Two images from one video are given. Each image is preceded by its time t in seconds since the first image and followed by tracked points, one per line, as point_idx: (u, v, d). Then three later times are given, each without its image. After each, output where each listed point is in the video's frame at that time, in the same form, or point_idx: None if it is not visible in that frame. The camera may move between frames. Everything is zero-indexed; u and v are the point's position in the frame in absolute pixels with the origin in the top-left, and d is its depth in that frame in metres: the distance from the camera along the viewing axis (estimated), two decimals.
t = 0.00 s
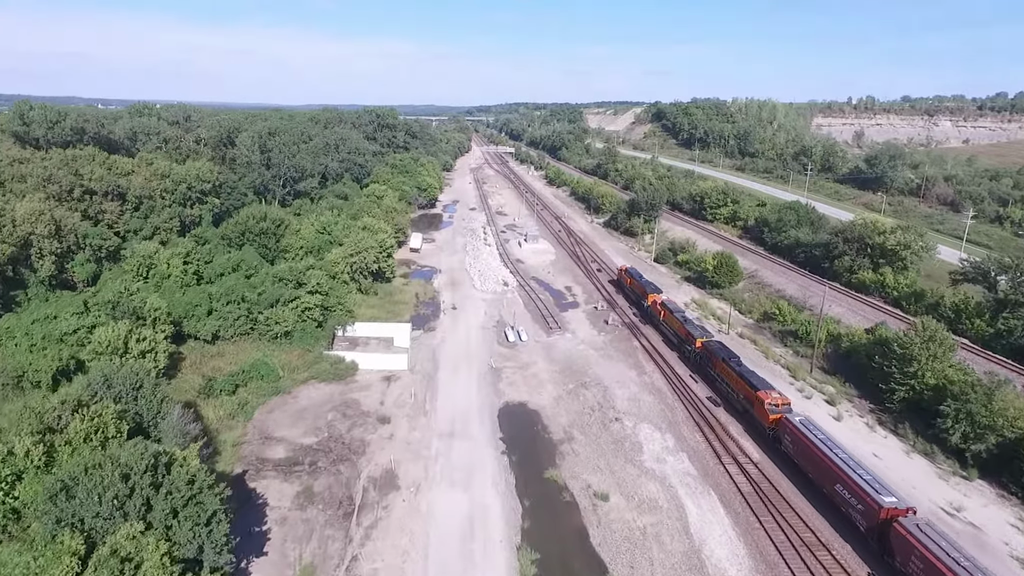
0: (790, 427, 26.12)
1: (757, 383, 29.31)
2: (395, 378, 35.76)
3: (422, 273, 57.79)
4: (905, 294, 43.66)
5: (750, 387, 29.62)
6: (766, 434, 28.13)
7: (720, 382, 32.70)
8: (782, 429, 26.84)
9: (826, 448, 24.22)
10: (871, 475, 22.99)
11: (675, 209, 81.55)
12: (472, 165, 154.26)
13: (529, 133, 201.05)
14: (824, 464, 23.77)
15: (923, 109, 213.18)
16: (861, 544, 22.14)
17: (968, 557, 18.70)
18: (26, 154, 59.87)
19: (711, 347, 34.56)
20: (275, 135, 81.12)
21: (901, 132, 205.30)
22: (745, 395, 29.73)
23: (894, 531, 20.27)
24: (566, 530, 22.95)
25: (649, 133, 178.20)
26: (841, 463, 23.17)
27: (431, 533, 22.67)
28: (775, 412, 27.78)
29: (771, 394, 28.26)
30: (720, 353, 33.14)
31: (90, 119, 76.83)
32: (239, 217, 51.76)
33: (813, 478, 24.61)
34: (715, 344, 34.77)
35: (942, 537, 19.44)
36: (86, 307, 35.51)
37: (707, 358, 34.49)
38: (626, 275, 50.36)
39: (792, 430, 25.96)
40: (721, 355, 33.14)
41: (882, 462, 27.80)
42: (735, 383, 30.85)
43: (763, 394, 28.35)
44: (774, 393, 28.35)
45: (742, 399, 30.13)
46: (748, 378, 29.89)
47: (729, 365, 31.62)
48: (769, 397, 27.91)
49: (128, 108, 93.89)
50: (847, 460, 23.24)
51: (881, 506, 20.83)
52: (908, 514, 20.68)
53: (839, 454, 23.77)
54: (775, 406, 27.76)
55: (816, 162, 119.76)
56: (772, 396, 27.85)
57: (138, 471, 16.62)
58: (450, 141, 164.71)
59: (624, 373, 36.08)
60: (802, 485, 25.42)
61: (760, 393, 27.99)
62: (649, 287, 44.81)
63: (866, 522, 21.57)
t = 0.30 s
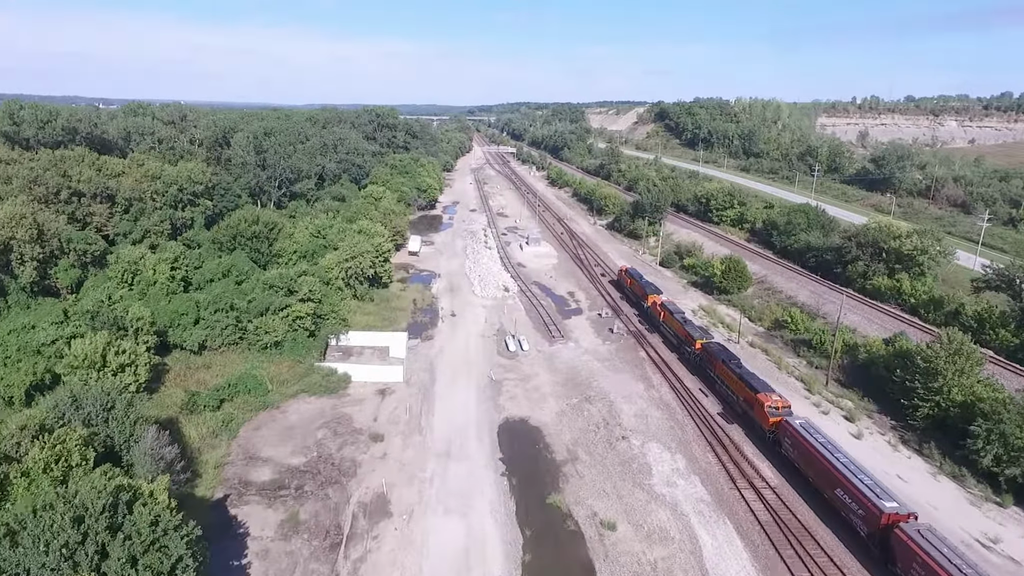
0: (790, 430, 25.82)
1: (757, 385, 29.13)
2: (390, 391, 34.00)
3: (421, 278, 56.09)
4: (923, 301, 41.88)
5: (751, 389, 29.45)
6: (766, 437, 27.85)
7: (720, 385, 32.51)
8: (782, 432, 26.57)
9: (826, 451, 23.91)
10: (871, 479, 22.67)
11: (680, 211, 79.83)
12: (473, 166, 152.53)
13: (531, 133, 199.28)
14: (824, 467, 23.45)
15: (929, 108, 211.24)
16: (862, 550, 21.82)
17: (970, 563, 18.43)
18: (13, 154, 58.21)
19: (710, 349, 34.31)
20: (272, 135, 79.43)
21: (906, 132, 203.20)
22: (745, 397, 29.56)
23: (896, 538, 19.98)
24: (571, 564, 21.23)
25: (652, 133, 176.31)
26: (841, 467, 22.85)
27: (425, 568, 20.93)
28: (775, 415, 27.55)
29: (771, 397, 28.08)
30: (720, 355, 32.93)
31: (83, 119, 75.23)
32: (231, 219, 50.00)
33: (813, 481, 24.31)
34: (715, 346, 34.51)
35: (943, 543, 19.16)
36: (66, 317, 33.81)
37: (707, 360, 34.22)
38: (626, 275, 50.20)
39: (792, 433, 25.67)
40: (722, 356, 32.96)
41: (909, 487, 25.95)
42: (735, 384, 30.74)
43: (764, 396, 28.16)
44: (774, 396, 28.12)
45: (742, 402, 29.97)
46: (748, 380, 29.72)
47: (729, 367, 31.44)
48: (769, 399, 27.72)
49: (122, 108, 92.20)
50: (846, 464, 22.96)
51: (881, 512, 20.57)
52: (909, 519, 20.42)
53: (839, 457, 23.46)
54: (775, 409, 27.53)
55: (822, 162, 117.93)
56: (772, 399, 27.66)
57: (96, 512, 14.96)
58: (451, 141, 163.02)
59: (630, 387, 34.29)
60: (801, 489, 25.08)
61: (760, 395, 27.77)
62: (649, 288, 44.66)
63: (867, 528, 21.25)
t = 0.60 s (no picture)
0: (789, 433, 25.56)
1: (757, 387, 28.83)
2: (383, 406, 32.23)
3: (418, 283, 54.33)
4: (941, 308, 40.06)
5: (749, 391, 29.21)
6: (764, 439, 27.60)
7: (718, 386, 32.30)
8: (780, 434, 26.34)
9: (825, 455, 23.63)
10: (871, 483, 22.41)
11: (684, 213, 78.10)
12: (473, 166, 150.70)
13: (532, 132, 197.57)
14: (824, 471, 23.12)
15: (933, 108, 209.27)
16: (861, 555, 21.52)
17: (970, 569, 18.23)
18: None
19: (708, 350, 34.04)
20: (267, 136, 77.67)
21: (910, 131, 201.14)
22: (744, 399, 29.32)
23: (895, 543, 19.73)
24: None
25: (654, 133, 174.56)
26: (841, 472, 22.56)
27: None
28: (774, 417, 27.28)
29: (770, 399, 27.78)
30: (719, 356, 32.59)
31: (73, 118, 73.49)
32: (221, 222, 48.24)
33: (812, 485, 24.01)
34: (714, 347, 34.19)
35: (944, 550, 18.86)
36: (42, 327, 32.11)
37: (706, 361, 33.94)
38: (625, 276, 49.91)
39: (791, 436, 25.42)
40: (720, 357, 32.68)
41: (938, 515, 24.10)
42: (733, 386, 30.54)
43: (763, 398, 27.87)
44: (773, 398, 27.81)
45: (741, 403, 29.77)
46: (746, 381, 29.53)
47: (728, 368, 31.18)
48: (768, 402, 27.39)
49: (116, 107, 90.53)
50: (846, 468, 22.68)
51: (881, 516, 20.28)
52: (908, 525, 20.16)
53: (839, 461, 23.13)
54: (774, 411, 27.21)
55: (827, 162, 116.06)
56: (771, 401, 27.41)
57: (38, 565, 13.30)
58: (452, 141, 161.39)
59: (636, 402, 32.52)
60: (799, 491, 24.77)
61: (759, 397, 27.52)
62: (648, 288, 44.49)
63: (866, 533, 20.98)
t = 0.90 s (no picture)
0: (787, 436, 25.20)
1: (755, 389, 28.41)
2: (374, 423, 30.47)
3: (414, 289, 52.53)
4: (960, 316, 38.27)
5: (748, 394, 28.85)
6: (764, 442, 27.24)
7: (717, 388, 31.94)
8: (779, 437, 25.96)
9: (823, 458, 23.25)
10: (870, 486, 21.98)
11: (688, 215, 76.41)
12: (473, 166, 148.83)
13: (532, 132, 195.86)
14: (822, 475, 22.71)
15: (938, 107, 207.42)
16: (861, 561, 21.07)
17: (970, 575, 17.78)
18: None
19: (707, 351, 33.64)
20: (262, 136, 75.87)
21: (914, 131, 199.22)
22: (742, 402, 28.97)
23: (894, 549, 19.28)
24: None
25: (656, 133, 172.80)
26: (839, 475, 22.15)
27: None
28: (772, 420, 26.92)
29: (768, 401, 27.35)
30: (717, 357, 32.04)
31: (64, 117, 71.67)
32: (210, 226, 46.43)
33: (811, 489, 23.58)
34: (711, 347, 33.72)
35: (945, 556, 18.44)
36: (14, 338, 30.29)
37: (704, 362, 33.59)
38: (622, 276, 49.55)
39: (789, 439, 25.02)
40: (718, 358, 32.17)
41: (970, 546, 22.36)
42: (731, 388, 30.18)
43: (761, 400, 27.41)
44: (771, 400, 27.41)
45: (739, 406, 29.42)
46: (744, 383, 29.18)
47: (725, 370, 30.74)
48: (766, 405, 26.96)
49: (109, 107, 88.80)
50: (844, 471, 22.28)
51: (881, 522, 19.82)
52: (908, 529, 19.68)
53: (838, 464, 22.71)
54: (772, 414, 26.78)
55: (832, 163, 114.29)
56: (770, 404, 27.03)
57: None
58: (451, 141, 159.77)
59: (642, 418, 30.77)
60: (797, 495, 24.42)
61: (757, 400, 27.17)
62: (646, 289, 44.20)
63: (865, 538, 20.54)
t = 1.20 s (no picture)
0: (785, 440, 25.06)
1: (753, 392, 28.26)
2: (364, 441, 28.69)
3: (410, 294, 50.76)
4: (981, 326, 36.47)
5: (746, 396, 28.71)
6: (761, 445, 27.11)
7: (714, 390, 31.78)
8: (777, 440, 25.81)
9: (822, 462, 23.08)
10: (869, 492, 21.81)
11: (692, 217, 74.69)
12: (473, 166, 147.12)
13: (533, 132, 194.20)
14: (820, 479, 22.60)
15: (943, 107, 205.30)
16: (859, 568, 20.87)
17: None
18: None
19: (705, 352, 33.42)
20: (256, 137, 74.14)
21: (918, 131, 197.25)
22: (740, 404, 28.85)
23: (892, 555, 19.15)
24: None
25: (658, 133, 170.94)
26: (838, 480, 21.96)
27: None
28: (771, 423, 26.79)
29: (766, 403, 27.26)
30: (716, 359, 31.82)
31: (54, 117, 69.98)
32: (197, 230, 44.67)
33: (810, 494, 23.38)
34: (710, 350, 33.53)
35: (945, 563, 18.28)
36: None
37: (702, 364, 33.46)
38: (621, 277, 49.41)
39: (788, 442, 24.88)
40: (716, 360, 31.96)
41: None
42: (730, 391, 30.00)
43: (759, 403, 27.25)
44: (770, 403, 27.27)
45: (737, 408, 29.28)
46: (742, 386, 29.03)
47: (724, 372, 30.59)
48: (764, 408, 26.87)
49: (101, 106, 87.04)
50: (842, 476, 22.16)
51: (880, 527, 19.64)
52: (906, 536, 19.53)
53: (836, 469, 22.59)
54: (771, 417, 26.72)
55: (838, 163, 112.54)
56: (768, 407, 26.90)
57: None
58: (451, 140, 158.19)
59: (649, 437, 28.98)
60: (795, 500, 24.29)
61: (756, 402, 27.03)
62: (643, 289, 44.17)
63: (864, 544, 20.38)
